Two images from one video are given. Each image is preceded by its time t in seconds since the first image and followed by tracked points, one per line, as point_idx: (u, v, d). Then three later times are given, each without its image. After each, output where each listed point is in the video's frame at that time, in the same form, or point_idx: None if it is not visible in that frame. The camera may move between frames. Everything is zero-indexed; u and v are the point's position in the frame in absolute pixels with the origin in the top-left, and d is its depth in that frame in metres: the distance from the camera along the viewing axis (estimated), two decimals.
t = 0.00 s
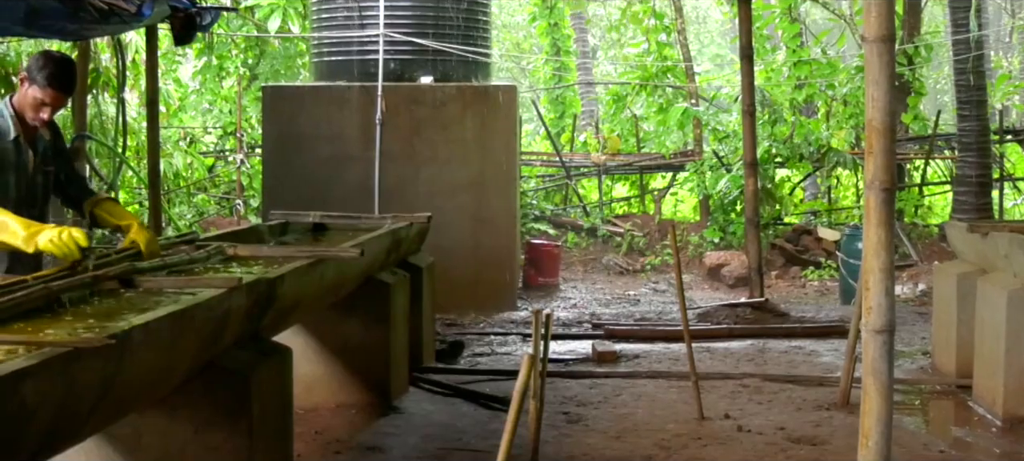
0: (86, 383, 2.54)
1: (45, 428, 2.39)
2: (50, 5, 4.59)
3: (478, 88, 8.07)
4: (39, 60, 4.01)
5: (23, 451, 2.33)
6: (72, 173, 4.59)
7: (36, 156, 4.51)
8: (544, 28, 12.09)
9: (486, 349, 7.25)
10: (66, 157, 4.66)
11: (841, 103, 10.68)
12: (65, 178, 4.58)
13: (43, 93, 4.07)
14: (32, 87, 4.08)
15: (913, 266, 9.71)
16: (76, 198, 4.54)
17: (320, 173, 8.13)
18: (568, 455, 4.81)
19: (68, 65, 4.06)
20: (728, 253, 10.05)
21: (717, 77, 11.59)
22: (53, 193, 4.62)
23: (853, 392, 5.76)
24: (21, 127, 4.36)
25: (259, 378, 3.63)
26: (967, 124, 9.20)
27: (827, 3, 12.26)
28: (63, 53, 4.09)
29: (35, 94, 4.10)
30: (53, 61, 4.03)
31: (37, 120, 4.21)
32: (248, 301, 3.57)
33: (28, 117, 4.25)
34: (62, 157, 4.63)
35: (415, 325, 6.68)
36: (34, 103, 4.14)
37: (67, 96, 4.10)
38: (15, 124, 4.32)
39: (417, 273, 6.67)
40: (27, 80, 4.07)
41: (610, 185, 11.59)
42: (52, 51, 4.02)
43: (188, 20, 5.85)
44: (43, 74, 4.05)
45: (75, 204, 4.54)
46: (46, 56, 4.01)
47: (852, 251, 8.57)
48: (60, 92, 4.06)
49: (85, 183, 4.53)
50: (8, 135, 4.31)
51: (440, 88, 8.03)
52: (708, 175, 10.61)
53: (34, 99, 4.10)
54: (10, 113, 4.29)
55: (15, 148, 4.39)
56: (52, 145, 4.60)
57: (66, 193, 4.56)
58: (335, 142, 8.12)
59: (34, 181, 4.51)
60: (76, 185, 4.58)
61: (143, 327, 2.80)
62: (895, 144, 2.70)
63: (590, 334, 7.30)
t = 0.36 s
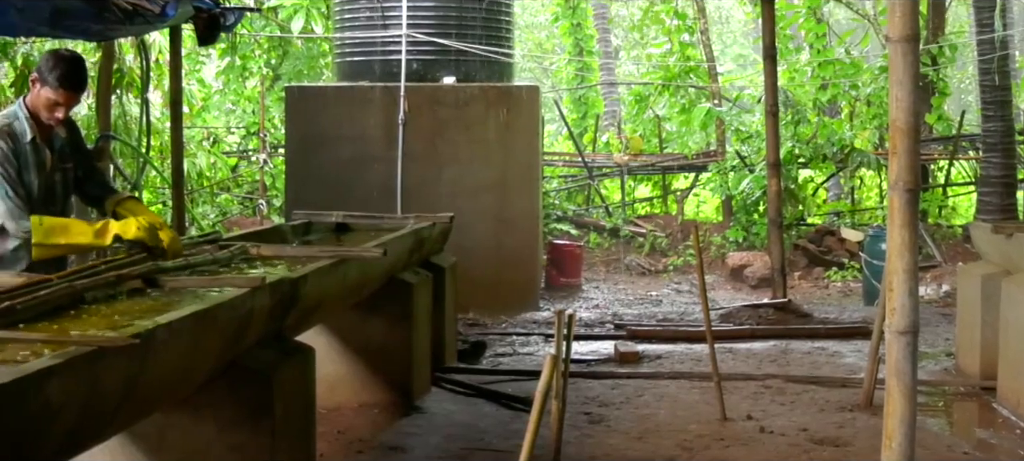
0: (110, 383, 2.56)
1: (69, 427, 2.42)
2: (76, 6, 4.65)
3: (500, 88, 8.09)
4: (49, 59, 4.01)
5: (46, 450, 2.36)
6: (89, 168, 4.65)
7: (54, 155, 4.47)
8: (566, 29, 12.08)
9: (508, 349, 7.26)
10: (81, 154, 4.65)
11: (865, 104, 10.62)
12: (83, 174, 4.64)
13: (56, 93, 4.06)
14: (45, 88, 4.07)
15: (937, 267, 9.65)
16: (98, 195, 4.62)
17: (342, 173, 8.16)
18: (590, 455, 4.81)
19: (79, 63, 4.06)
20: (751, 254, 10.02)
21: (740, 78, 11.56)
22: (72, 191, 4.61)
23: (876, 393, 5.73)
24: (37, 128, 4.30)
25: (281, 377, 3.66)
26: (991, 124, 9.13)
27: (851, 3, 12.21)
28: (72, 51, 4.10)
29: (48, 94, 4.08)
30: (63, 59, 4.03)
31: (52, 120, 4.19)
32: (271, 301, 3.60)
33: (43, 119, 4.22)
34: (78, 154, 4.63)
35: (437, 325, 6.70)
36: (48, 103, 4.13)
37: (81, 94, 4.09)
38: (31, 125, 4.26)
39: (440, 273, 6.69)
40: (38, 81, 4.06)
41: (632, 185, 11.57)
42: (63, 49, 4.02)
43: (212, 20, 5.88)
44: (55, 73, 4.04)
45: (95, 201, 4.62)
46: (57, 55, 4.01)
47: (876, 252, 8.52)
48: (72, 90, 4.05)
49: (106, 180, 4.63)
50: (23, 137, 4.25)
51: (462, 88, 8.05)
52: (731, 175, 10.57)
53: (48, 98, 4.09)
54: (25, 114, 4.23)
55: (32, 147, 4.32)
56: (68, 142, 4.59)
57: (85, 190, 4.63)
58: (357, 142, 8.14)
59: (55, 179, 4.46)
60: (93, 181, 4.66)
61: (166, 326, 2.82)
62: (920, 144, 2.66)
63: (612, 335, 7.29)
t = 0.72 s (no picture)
0: (136, 382, 2.59)
1: (95, 426, 2.45)
2: (102, 6, 4.70)
3: (524, 88, 8.10)
4: (96, 59, 4.03)
5: (72, 451, 2.39)
6: (112, 174, 4.63)
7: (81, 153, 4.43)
8: (590, 29, 12.07)
9: (532, 349, 7.28)
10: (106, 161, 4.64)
11: (890, 104, 10.55)
12: (104, 179, 4.61)
13: (99, 92, 4.09)
14: (88, 87, 4.09)
15: (962, 268, 9.58)
16: (118, 203, 4.61)
17: (365, 173, 8.20)
18: (613, 456, 4.81)
19: (123, 64, 4.09)
20: (775, 255, 9.97)
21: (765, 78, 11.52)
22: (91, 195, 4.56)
23: (901, 395, 5.70)
24: (70, 125, 4.27)
25: (305, 376, 3.68)
26: (1018, 124, 9.05)
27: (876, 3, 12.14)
28: (118, 53, 4.12)
29: (89, 93, 4.11)
30: (109, 61, 4.05)
31: (91, 119, 4.22)
32: (295, 300, 3.63)
33: (79, 117, 4.23)
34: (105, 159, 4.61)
35: (460, 324, 6.71)
36: (88, 102, 4.16)
37: (123, 94, 4.13)
38: (65, 120, 4.23)
39: (463, 272, 6.71)
40: (82, 80, 4.08)
41: (656, 186, 11.54)
42: (109, 51, 4.05)
43: (236, 20, 5.92)
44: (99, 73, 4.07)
45: (115, 207, 4.61)
46: (103, 55, 4.04)
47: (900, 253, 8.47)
48: (116, 91, 4.09)
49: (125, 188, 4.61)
50: (57, 131, 4.20)
51: (486, 88, 8.07)
52: (755, 175, 10.53)
53: (90, 98, 4.11)
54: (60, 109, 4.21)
55: (62, 143, 4.28)
56: (95, 145, 4.55)
57: (105, 196, 4.61)
58: (381, 142, 8.17)
59: (79, 177, 4.41)
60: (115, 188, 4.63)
61: (191, 326, 2.85)
62: (945, 145, 2.67)
63: (635, 335, 7.29)
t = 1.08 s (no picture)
0: (159, 382, 2.62)
1: (118, 425, 2.48)
2: (126, 6, 4.76)
3: (546, 88, 8.11)
4: (96, 65, 3.95)
5: (95, 450, 2.42)
6: (134, 161, 4.63)
7: (97, 153, 4.41)
8: (612, 29, 12.05)
9: (553, 349, 7.28)
10: (124, 149, 4.60)
11: (913, 104, 10.47)
12: (128, 167, 4.63)
13: (104, 98, 4.01)
14: (92, 94, 4.01)
15: (986, 269, 9.51)
16: (148, 189, 4.62)
17: (388, 174, 8.22)
18: (634, 456, 4.81)
19: (125, 66, 4.01)
20: (797, 255, 9.92)
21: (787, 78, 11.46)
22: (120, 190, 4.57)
23: (924, 396, 5.67)
24: (80, 129, 4.24)
25: (328, 376, 3.70)
26: None
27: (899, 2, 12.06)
28: (118, 55, 4.02)
29: (95, 100, 4.03)
30: (110, 67, 3.96)
31: (100, 123, 4.15)
32: (317, 300, 3.65)
33: (88, 122, 4.17)
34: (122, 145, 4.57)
35: (481, 325, 6.73)
36: (95, 109, 4.08)
37: (129, 98, 4.05)
38: (73, 126, 4.20)
39: (485, 273, 6.73)
40: (86, 88, 4.00)
41: (677, 186, 11.52)
42: (109, 54, 3.96)
43: (258, 21, 5.95)
44: (103, 79, 3.99)
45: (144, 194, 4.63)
46: (103, 60, 3.95)
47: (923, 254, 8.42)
48: (121, 94, 4.01)
49: (152, 174, 4.60)
50: (68, 139, 4.19)
51: (507, 89, 8.07)
52: (777, 176, 10.48)
53: (97, 105, 4.04)
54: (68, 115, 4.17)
55: (76, 149, 4.26)
56: (110, 140, 4.52)
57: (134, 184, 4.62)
58: (403, 142, 8.20)
59: (98, 178, 4.41)
60: (139, 174, 4.62)
61: (214, 325, 2.88)
62: (969, 146, 2.66)
63: (657, 336, 7.28)
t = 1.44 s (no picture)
0: (177, 381, 2.63)
1: (137, 424, 2.49)
2: (145, 6, 4.80)
3: (563, 88, 8.11)
4: (107, 68, 3.89)
5: (114, 448, 2.43)
6: (149, 160, 4.58)
7: (109, 155, 4.35)
8: (630, 29, 12.02)
9: (570, 350, 7.28)
10: (137, 148, 4.56)
11: (931, 104, 10.40)
12: (142, 166, 4.59)
13: (117, 100, 3.95)
14: (106, 96, 3.95)
15: (1006, 270, 9.45)
16: (162, 188, 4.59)
17: (406, 174, 8.24)
18: (652, 456, 4.81)
19: (137, 67, 3.94)
20: (815, 256, 9.88)
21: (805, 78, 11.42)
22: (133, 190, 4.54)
23: (942, 397, 5.64)
24: (91, 129, 4.18)
25: (346, 376, 3.72)
26: None
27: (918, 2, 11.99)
28: (130, 55, 3.96)
29: (108, 102, 3.97)
30: (123, 67, 3.91)
31: (115, 124, 4.10)
32: (335, 300, 3.67)
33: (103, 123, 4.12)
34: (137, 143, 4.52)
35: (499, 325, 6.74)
36: (109, 110, 4.03)
37: (142, 98, 3.99)
38: (85, 127, 4.15)
39: (502, 273, 6.74)
40: (99, 90, 3.94)
41: (695, 186, 11.50)
42: (120, 56, 3.90)
43: (277, 21, 5.98)
44: (115, 81, 3.93)
45: (160, 193, 4.59)
46: (114, 63, 3.89)
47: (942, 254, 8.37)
48: (134, 96, 3.95)
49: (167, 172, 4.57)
50: (79, 140, 4.13)
51: (525, 89, 8.08)
52: (795, 176, 10.44)
53: (110, 107, 3.98)
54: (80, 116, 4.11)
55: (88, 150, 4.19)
56: (122, 140, 4.47)
57: (148, 183, 4.59)
58: (421, 142, 8.23)
59: (111, 180, 4.35)
60: (154, 172, 4.59)
61: (232, 325, 2.90)
62: (988, 146, 2.64)
63: (674, 336, 7.26)
